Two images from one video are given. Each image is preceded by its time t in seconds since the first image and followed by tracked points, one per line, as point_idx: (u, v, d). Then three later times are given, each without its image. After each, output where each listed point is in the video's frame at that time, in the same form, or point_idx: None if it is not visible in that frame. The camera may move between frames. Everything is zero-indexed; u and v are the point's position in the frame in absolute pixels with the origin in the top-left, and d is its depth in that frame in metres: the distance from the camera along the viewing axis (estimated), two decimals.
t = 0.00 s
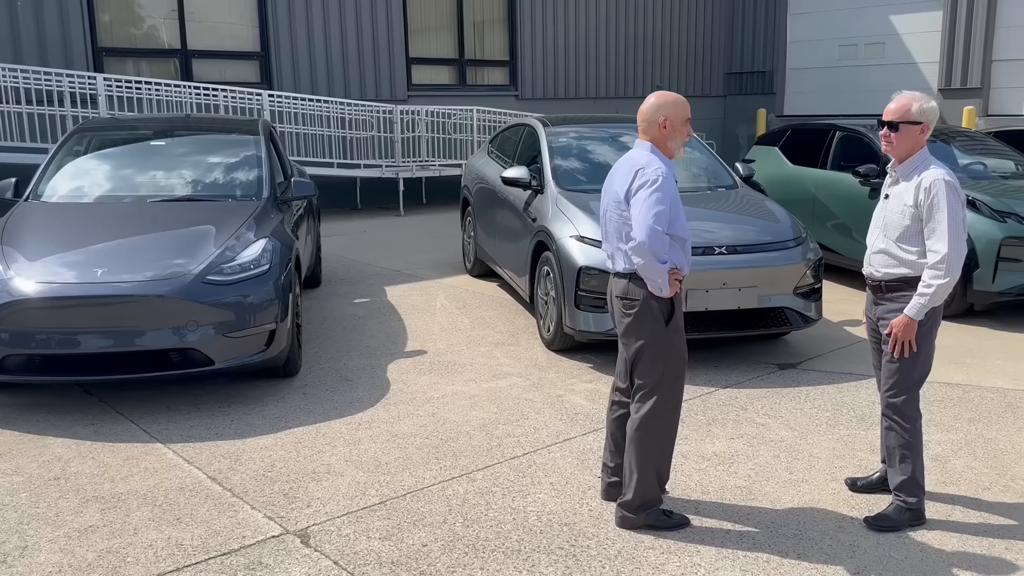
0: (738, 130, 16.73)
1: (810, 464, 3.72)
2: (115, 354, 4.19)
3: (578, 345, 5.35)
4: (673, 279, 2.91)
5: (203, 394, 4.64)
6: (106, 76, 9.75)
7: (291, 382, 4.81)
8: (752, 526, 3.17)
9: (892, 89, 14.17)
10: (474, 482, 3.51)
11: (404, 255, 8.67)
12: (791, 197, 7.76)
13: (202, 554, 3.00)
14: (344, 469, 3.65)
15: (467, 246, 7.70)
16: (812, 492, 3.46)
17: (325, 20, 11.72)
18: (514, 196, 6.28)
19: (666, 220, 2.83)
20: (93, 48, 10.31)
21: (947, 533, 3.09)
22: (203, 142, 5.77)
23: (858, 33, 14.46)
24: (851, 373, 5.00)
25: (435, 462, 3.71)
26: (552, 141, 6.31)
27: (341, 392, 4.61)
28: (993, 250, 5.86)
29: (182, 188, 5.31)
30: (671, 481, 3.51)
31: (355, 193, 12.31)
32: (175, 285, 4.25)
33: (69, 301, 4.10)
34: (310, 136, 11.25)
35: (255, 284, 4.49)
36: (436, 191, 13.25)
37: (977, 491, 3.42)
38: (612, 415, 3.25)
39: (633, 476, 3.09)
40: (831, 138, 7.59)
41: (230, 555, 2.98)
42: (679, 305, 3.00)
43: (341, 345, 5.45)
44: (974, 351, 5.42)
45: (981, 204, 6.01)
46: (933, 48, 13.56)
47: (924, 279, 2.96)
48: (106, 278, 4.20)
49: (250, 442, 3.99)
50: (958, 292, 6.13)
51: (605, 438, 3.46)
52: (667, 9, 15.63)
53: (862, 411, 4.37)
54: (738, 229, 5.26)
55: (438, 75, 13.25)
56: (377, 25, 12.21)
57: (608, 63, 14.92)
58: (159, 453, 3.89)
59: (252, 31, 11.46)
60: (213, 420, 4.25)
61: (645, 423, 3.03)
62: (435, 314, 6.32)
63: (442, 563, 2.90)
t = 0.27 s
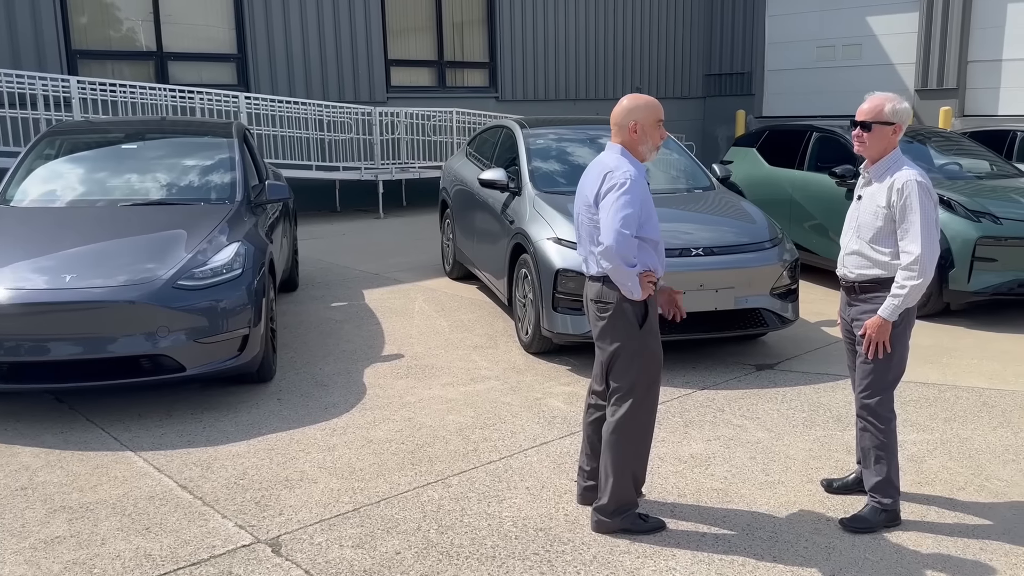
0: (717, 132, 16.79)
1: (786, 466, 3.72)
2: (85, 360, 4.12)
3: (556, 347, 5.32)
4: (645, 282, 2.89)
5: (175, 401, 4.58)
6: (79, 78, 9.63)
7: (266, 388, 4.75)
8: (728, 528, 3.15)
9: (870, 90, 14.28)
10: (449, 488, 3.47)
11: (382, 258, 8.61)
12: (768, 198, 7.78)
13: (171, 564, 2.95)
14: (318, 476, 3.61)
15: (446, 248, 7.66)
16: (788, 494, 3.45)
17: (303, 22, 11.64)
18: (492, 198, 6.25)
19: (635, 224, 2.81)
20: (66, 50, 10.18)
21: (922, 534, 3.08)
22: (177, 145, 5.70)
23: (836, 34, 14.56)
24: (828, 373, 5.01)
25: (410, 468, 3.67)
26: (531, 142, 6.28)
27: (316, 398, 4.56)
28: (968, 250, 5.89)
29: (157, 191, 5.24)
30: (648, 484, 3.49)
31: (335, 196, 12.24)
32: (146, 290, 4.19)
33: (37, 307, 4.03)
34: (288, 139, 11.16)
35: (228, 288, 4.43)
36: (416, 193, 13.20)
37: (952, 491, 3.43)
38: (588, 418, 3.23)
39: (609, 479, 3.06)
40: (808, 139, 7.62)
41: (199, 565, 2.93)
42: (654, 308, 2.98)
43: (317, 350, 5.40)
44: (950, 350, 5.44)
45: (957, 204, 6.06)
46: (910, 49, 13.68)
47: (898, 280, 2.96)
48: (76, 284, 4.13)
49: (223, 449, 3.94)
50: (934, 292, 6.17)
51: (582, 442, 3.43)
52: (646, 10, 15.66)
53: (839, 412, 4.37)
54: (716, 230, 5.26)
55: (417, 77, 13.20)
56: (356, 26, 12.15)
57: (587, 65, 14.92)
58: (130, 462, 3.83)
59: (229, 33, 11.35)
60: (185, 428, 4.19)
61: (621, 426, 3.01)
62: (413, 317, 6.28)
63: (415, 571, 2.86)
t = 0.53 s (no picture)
0: (694, 133, 16.88)
1: (760, 467, 3.71)
2: (51, 368, 4.04)
3: (532, 350, 5.29)
4: (613, 284, 2.87)
5: (145, 408, 4.50)
6: (49, 81, 9.48)
7: (238, 394, 4.69)
8: (703, 531, 3.14)
9: (844, 90, 14.39)
10: (423, 494, 3.43)
11: (358, 260, 8.55)
12: (743, 198, 7.81)
13: None
14: (289, 484, 3.56)
15: (422, 251, 7.61)
16: (763, 495, 3.44)
17: (277, 23, 11.54)
18: (467, 200, 6.21)
19: (601, 226, 2.80)
20: (35, 53, 10.03)
21: (896, 534, 3.09)
22: (147, 148, 5.62)
23: (810, 36, 14.67)
24: (802, 373, 5.02)
25: (384, 474, 3.63)
26: (506, 144, 6.25)
27: (289, 404, 4.51)
28: (941, 249, 5.94)
29: (129, 195, 5.15)
30: (623, 487, 3.46)
31: (310, 199, 12.15)
32: (114, 296, 4.11)
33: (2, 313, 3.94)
34: (263, 142, 11.07)
35: (197, 293, 4.36)
36: (394, 195, 13.15)
37: (925, 490, 3.44)
38: (562, 422, 3.20)
39: (582, 482, 3.04)
40: (783, 140, 7.65)
41: None
42: (624, 310, 2.96)
43: (291, 355, 5.34)
44: (923, 349, 5.47)
45: (929, 204, 6.12)
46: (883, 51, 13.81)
47: (869, 280, 2.95)
48: (41, 289, 4.05)
49: (193, 457, 3.87)
50: (907, 291, 6.21)
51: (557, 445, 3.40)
52: (622, 12, 15.69)
53: (813, 412, 4.38)
54: (691, 231, 5.26)
55: (394, 79, 13.14)
56: (331, 28, 12.09)
57: (564, 66, 14.93)
58: (97, 471, 3.76)
59: (202, 35, 11.23)
60: (154, 436, 4.12)
61: (593, 428, 2.99)
62: (388, 320, 6.23)
63: None
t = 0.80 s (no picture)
0: (669, 134, 16.90)
1: (737, 468, 3.70)
2: (15, 376, 3.94)
3: (508, 352, 5.25)
4: (581, 287, 2.83)
5: (113, 416, 4.41)
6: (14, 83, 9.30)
7: (209, 401, 4.60)
8: (680, 534, 3.12)
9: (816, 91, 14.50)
10: (397, 500, 3.38)
11: (333, 263, 8.47)
12: (717, 198, 7.82)
13: None
14: (260, 492, 3.50)
15: (397, 253, 7.54)
16: (740, 497, 3.42)
17: (248, 24, 11.42)
18: (442, 202, 6.16)
19: (566, 227, 2.76)
20: None
21: (873, 534, 3.08)
22: (115, 150, 5.51)
23: (783, 36, 14.77)
24: (778, 373, 5.02)
25: (357, 480, 3.57)
26: (481, 145, 6.20)
27: (261, 410, 4.44)
28: (913, 248, 5.98)
29: (97, 198, 5.05)
30: (600, 490, 3.43)
31: (284, 201, 12.03)
32: (79, 302, 4.02)
33: None
34: (235, 144, 10.94)
35: (165, 298, 4.28)
36: (368, 197, 13.05)
37: (901, 490, 3.43)
38: (536, 425, 3.16)
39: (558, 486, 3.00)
40: (756, 141, 7.67)
41: None
42: (595, 311, 2.92)
43: (263, 360, 5.26)
44: (897, 348, 5.50)
45: (902, 204, 6.16)
46: (855, 51, 13.93)
47: (844, 280, 2.94)
48: (4, 295, 3.95)
49: (162, 466, 3.80)
50: (881, 290, 6.24)
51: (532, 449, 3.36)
52: (597, 13, 15.70)
53: (789, 412, 4.38)
54: (666, 232, 5.25)
55: (367, 79, 13.04)
56: (304, 28, 11.98)
57: (539, 67, 14.91)
58: (62, 481, 3.67)
59: (172, 36, 11.08)
60: (122, 444, 4.04)
61: (567, 431, 2.95)
62: (363, 323, 6.16)
63: None
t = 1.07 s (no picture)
0: (644, 134, 16.88)
1: (716, 471, 3.66)
2: None
3: (485, 355, 5.19)
4: (554, 290, 2.77)
5: (79, 425, 4.29)
6: None
7: (178, 409, 4.50)
8: (661, 540, 3.07)
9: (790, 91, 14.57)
10: (373, 510, 3.30)
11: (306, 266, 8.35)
12: (694, 199, 7.81)
13: None
14: (231, 504, 3.42)
15: (372, 255, 7.45)
16: (720, 501, 3.39)
17: (220, 24, 11.27)
18: (417, 203, 6.08)
19: (540, 229, 2.70)
20: None
21: (853, 538, 3.05)
22: (80, 151, 5.37)
23: (757, 37, 14.84)
24: (756, 374, 5.00)
25: (331, 489, 3.50)
26: (457, 146, 6.13)
27: (233, 418, 4.34)
28: (889, 248, 5.99)
29: (64, 202, 4.92)
30: (578, 496, 3.38)
31: (257, 202, 11.88)
32: (43, 308, 3.91)
33: None
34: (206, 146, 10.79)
35: (132, 303, 4.17)
36: (342, 198, 12.92)
37: (881, 492, 3.41)
38: (513, 431, 3.09)
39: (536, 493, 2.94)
40: (732, 141, 7.67)
41: None
42: (570, 315, 2.86)
43: (234, 366, 5.16)
44: (874, 347, 5.50)
45: (877, 203, 6.17)
46: (828, 52, 14.02)
47: (824, 281, 2.91)
48: None
49: (130, 476, 3.70)
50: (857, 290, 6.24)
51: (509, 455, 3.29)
52: (572, 13, 15.68)
53: (767, 413, 4.35)
54: (644, 233, 5.21)
55: (341, 79, 12.92)
56: (276, 28, 11.84)
57: (515, 67, 14.86)
58: (25, 493, 3.55)
59: (142, 36, 10.90)
60: (88, 455, 3.93)
61: (544, 437, 2.89)
62: (337, 327, 6.07)
63: None
